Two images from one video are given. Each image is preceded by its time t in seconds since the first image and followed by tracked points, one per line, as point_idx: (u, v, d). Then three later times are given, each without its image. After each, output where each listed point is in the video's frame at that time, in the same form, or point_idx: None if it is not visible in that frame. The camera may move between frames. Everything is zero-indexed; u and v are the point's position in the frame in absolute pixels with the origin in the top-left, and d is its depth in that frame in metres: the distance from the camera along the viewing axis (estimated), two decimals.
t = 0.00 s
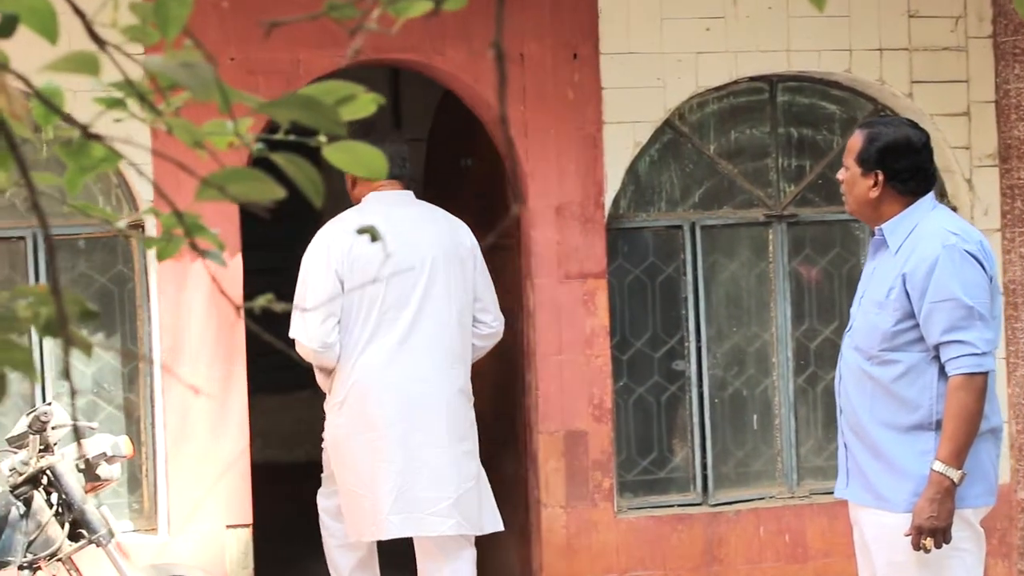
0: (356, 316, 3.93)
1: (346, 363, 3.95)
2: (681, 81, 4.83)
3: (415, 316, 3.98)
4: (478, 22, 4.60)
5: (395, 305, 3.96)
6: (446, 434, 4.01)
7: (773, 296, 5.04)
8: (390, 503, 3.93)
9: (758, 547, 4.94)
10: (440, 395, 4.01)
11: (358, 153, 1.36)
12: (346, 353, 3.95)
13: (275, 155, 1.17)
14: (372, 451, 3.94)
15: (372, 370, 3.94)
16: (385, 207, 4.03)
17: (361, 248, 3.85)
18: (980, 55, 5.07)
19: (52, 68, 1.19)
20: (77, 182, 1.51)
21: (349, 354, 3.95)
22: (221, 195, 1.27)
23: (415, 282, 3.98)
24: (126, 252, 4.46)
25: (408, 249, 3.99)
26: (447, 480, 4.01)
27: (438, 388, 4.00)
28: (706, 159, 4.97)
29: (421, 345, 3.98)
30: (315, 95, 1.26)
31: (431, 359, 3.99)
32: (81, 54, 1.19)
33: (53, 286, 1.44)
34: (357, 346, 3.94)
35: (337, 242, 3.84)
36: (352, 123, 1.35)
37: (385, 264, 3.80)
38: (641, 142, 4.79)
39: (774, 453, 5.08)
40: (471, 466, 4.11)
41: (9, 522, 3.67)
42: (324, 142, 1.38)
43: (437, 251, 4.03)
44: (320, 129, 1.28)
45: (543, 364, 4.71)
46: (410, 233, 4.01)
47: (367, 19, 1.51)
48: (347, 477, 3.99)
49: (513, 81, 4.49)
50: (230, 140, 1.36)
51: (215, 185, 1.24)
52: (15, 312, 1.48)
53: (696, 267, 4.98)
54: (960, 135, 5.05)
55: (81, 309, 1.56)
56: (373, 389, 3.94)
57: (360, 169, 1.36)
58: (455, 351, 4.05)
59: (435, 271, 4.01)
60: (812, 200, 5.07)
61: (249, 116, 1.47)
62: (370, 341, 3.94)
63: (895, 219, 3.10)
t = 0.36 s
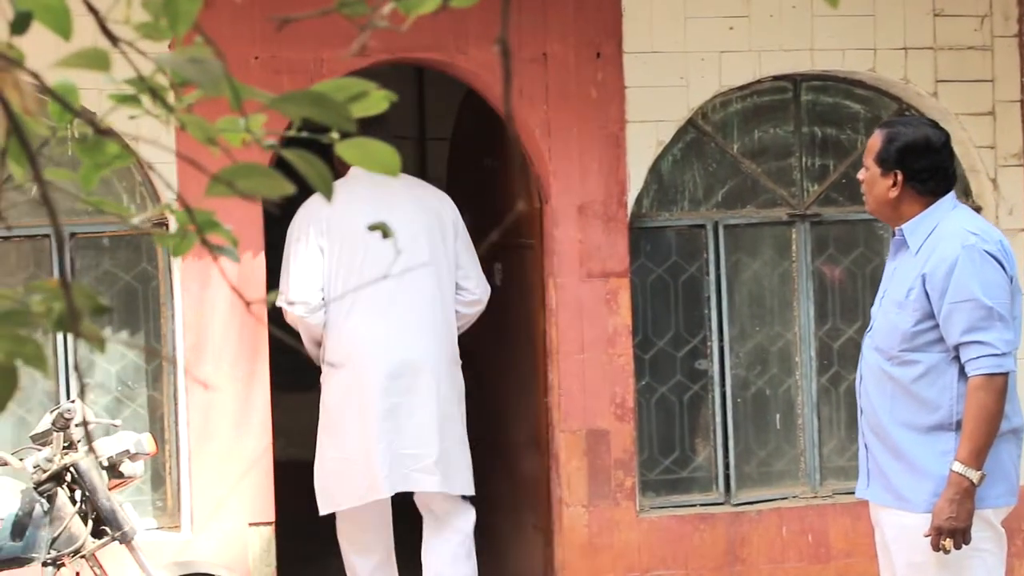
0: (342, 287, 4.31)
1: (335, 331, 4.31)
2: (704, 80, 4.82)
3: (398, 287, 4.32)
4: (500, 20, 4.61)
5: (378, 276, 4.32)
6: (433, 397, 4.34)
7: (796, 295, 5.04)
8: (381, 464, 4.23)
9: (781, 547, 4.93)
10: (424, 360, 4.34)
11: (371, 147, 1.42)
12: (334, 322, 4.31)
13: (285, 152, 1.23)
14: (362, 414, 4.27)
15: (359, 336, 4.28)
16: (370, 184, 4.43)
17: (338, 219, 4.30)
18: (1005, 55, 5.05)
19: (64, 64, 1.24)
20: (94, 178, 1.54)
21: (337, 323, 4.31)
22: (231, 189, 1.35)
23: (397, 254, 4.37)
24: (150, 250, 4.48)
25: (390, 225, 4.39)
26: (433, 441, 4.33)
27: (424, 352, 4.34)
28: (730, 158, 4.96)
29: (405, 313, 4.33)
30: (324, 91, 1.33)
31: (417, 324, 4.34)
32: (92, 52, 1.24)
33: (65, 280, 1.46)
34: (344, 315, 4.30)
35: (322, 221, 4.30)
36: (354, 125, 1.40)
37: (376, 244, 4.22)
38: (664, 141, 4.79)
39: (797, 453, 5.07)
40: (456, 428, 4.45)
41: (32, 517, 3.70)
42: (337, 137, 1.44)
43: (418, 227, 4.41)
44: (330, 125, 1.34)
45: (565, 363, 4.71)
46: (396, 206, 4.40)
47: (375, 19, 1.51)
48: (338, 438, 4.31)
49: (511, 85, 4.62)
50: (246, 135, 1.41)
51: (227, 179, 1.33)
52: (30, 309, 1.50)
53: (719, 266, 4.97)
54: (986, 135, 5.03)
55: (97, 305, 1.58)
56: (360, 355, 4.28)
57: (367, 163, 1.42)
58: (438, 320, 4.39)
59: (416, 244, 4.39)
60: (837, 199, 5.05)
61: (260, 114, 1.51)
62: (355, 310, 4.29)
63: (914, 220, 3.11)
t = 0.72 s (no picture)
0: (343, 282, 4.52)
1: (336, 325, 4.52)
2: (709, 79, 4.81)
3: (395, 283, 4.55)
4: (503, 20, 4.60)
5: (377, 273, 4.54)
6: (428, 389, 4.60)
7: (802, 294, 5.03)
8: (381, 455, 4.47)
9: (789, 545, 4.93)
10: (418, 352, 4.59)
11: (367, 149, 1.42)
12: (335, 316, 4.51)
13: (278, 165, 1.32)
14: (365, 405, 4.49)
15: (360, 331, 4.50)
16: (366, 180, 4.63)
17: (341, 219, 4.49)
18: (1011, 51, 5.04)
19: (55, 67, 1.25)
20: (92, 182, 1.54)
21: (338, 317, 4.51)
22: (225, 193, 1.35)
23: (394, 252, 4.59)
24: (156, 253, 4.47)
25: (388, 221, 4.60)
26: (429, 429, 4.59)
27: (421, 345, 4.59)
28: (735, 157, 4.95)
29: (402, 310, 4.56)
30: (319, 94, 1.33)
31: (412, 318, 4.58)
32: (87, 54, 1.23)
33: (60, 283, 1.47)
34: (346, 310, 4.51)
35: (321, 219, 4.48)
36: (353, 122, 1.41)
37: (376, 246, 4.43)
38: (669, 140, 4.78)
39: (804, 451, 5.07)
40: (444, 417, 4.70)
41: (40, 523, 3.61)
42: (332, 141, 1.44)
43: (413, 223, 4.63)
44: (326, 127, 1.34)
45: (572, 363, 4.71)
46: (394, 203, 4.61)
47: (371, 21, 1.51)
48: (338, 427, 4.53)
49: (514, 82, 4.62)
50: (240, 138, 1.42)
51: (220, 182, 1.33)
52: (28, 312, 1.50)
53: (725, 265, 4.96)
54: (992, 131, 5.02)
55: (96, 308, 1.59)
56: (361, 349, 4.50)
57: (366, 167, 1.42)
58: (431, 314, 4.63)
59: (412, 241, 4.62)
60: (843, 197, 5.04)
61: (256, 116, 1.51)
62: (354, 305, 4.51)
63: (918, 217, 3.10)
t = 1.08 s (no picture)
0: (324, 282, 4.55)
1: (316, 324, 4.55)
2: (687, 77, 4.81)
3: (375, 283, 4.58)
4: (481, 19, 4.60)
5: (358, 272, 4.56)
6: (407, 387, 4.63)
7: (782, 292, 5.03)
8: (360, 451, 4.51)
9: (769, 543, 4.93)
10: (397, 352, 4.62)
11: (337, 148, 1.43)
12: (315, 315, 4.55)
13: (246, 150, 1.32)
14: (345, 403, 4.53)
15: (340, 330, 4.54)
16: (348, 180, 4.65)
17: (324, 220, 4.53)
18: (989, 48, 5.05)
19: (17, 67, 1.25)
20: (59, 181, 1.55)
21: (318, 316, 4.55)
22: (190, 190, 1.35)
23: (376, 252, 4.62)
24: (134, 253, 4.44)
25: (370, 221, 4.62)
26: (409, 427, 4.62)
27: (400, 343, 4.63)
28: (714, 155, 4.95)
29: (382, 309, 4.59)
30: (286, 93, 1.34)
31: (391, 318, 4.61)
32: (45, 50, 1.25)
33: (26, 284, 1.47)
34: (325, 309, 4.54)
35: (303, 220, 4.53)
36: (320, 119, 1.43)
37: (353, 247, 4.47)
38: (649, 139, 4.78)
39: (784, 449, 5.07)
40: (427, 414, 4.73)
41: (16, 524, 3.69)
42: (301, 139, 1.45)
43: (395, 223, 4.65)
44: (291, 125, 1.36)
45: (551, 362, 4.71)
46: (375, 203, 4.63)
47: (340, 19, 1.50)
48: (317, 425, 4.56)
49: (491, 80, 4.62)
50: (208, 136, 1.42)
51: (185, 180, 1.34)
52: None
53: (705, 263, 4.97)
54: (971, 129, 5.03)
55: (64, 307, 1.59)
56: (341, 348, 4.54)
57: (336, 166, 1.44)
58: (411, 312, 4.67)
59: (393, 241, 4.65)
60: (822, 195, 5.05)
61: (227, 115, 1.51)
62: (335, 305, 4.54)
63: (897, 215, 3.10)
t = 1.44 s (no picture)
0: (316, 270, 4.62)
1: (305, 309, 4.65)
2: (675, 68, 4.81)
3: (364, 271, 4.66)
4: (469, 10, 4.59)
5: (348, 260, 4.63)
6: (396, 367, 4.73)
7: (769, 283, 5.04)
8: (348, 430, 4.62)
9: (755, 533, 4.94)
10: (386, 333, 4.73)
11: (322, 136, 1.43)
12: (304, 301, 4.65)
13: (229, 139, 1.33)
14: (330, 386, 4.64)
15: (327, 315, 4.65)
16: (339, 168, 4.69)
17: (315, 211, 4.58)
18: (977, 40, 5.05)
19: None
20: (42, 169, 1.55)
21: (307, 302, 4.65)
22: (173, 179, 1.35)
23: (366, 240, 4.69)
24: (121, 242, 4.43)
25: (361, 210, 4.68)
26: (399, 407, 4.71)
27: (386, 328, 4.72)
28: (702, 146, 4.95)
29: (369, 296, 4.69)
30: (271, 81, 1.34)
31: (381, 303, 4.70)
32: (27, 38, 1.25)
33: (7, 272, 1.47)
34: (314, 295, 4.64)
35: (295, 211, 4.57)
36: (304, 107, 1.42)
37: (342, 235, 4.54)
38: (637, 130, 4.78)
39: (771, 441, 5.08)
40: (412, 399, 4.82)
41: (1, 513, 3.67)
42: (285, 127, 1.45)
43: (385, 212, 4.72)
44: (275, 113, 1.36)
45: (538, 353, 4.71)
46: (366, 192, 4.70)
47: (324, 8, 1.50)
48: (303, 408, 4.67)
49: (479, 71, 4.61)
50: (191, 125, 1.42)
51: (167, 169, 1.34)
52: None
53: (692, 255, 4.97)
54: (958, 122, 5.04)
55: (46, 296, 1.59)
56: (327, 332, 4.65)
57: (321, 153, 1.44)
58: (397, 299, 4.77)
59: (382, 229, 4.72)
60: (810, 186, 5.05)
61: (210, 104, 1.51)
62: (323, 291, 4.64)
63: (884, 207, 3.11)
